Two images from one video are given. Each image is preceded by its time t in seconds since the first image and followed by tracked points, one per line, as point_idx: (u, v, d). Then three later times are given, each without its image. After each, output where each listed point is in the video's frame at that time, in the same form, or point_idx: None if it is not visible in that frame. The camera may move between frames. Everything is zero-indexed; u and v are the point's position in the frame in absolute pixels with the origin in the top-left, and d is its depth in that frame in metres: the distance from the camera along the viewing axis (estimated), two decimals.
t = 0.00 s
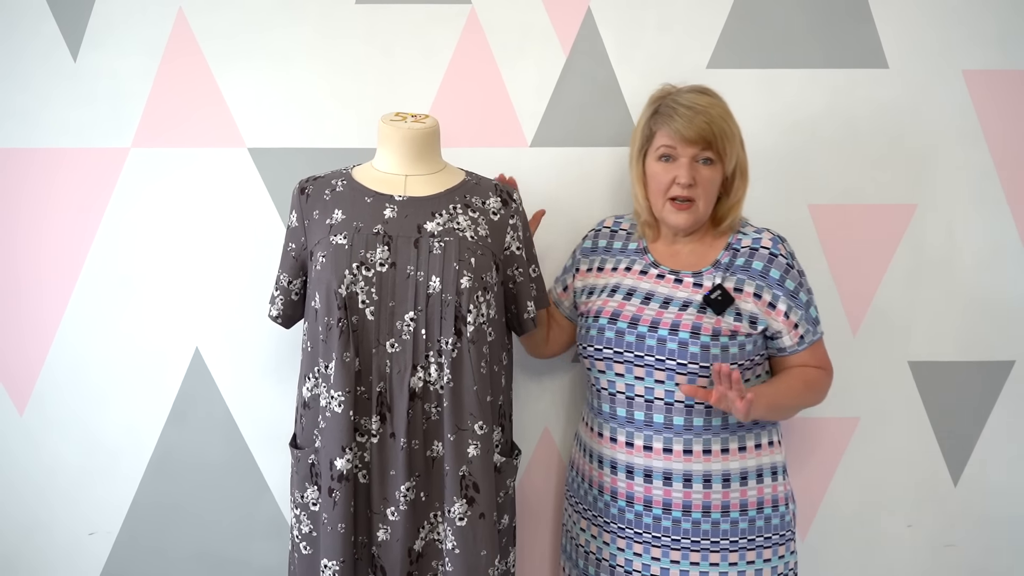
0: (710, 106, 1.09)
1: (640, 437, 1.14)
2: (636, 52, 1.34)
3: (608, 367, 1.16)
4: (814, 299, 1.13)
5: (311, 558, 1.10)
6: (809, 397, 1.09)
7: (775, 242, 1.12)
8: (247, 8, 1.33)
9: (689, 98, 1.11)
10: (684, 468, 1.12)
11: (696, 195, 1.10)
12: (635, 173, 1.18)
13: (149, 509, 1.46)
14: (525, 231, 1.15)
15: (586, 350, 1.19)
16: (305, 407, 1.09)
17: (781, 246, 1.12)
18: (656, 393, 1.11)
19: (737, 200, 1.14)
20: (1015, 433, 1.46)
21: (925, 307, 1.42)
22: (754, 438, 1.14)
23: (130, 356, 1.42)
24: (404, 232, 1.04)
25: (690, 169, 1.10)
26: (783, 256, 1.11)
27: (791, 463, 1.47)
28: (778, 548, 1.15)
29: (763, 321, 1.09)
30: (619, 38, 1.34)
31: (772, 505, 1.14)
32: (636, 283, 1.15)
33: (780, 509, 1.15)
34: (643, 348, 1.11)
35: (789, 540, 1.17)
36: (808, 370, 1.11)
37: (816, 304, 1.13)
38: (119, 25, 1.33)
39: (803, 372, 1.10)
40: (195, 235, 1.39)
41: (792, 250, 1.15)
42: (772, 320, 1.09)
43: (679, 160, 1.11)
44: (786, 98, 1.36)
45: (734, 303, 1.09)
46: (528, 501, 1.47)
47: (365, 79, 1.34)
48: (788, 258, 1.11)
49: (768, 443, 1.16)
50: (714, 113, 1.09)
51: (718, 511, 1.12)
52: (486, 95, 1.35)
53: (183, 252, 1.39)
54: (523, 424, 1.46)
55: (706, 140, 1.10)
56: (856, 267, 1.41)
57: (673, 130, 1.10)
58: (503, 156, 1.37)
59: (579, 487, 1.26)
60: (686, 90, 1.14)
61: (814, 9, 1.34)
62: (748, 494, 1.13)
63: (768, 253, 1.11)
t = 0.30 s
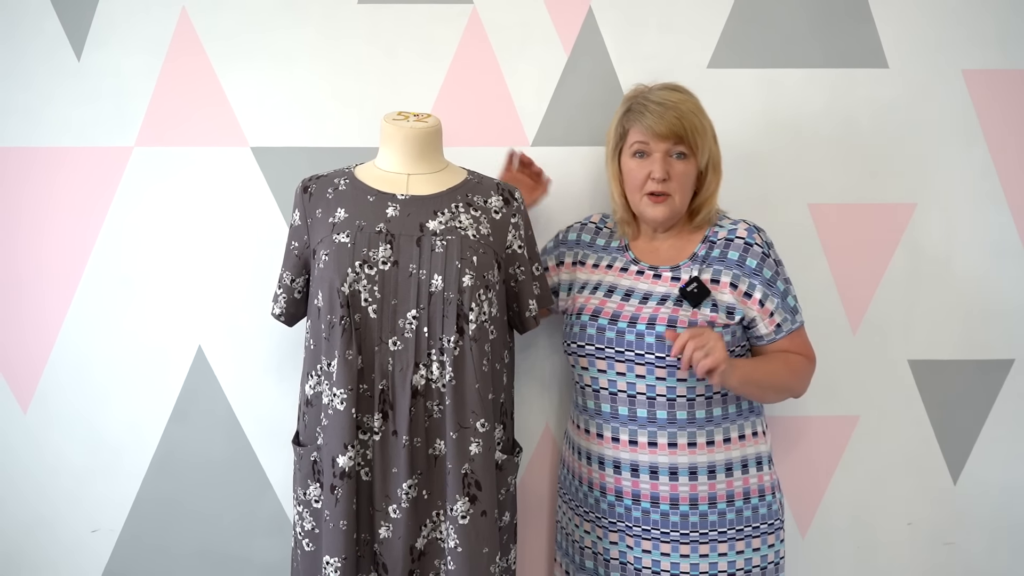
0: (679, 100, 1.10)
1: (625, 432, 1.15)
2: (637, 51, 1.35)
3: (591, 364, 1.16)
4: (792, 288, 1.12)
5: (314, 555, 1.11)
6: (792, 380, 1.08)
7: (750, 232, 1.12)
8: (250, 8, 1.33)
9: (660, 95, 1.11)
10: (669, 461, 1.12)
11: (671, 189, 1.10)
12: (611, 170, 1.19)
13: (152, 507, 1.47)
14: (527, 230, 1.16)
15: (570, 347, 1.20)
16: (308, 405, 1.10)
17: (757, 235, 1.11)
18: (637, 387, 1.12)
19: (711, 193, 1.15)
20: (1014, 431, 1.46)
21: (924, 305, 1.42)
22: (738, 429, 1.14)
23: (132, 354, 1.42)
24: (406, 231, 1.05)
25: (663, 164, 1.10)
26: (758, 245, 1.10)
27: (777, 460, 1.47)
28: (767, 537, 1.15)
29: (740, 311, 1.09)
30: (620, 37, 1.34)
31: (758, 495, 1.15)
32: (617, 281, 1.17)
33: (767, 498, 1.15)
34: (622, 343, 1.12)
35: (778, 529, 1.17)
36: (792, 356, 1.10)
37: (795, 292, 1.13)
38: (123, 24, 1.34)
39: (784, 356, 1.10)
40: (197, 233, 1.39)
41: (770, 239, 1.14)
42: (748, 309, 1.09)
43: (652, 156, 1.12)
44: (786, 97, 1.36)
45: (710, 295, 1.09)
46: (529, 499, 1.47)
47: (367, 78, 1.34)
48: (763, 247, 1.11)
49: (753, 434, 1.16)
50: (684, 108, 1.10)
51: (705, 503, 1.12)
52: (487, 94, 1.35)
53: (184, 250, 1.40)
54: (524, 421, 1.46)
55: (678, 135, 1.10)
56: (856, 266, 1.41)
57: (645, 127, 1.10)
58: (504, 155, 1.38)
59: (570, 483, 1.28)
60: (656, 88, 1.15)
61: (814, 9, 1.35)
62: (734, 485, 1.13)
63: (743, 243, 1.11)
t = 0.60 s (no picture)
0: (678, 106, 1.11)
1: (614, 429, 1.16)
2: (640, 53, 1.35)
3: (580, 360, 1.17)
4: (782, 292, 1.13)
5: (318, 556, 1.11)
6: (777, 395, 1.11)
7: (740, 237, 1.12)
8: (255, 10, 1.34)
9: (659, 99, 1.12)
10: (658, 459, 1.13)
11: (667, 193, 1.11)
12: (606, 172, 1.19)
13: (157, 508, 1.47)
14: (531, 232, 1.16)
15: (561, 344, 1.20)
16: (313, 406, 1.10)
17: (747, 241, 1.12)
18: (626, 385, 1.13)
19: (704, 199, 1.17)
20: (1016, 432, 1.47)
21: (926, 307, 1.42)
22: (728, 429, 1.15)
23: (136, 355, 1.43)
24: (411, 232, 1.05)
25: (660, 169, 1.11)
26: (748, 251, 1.11)
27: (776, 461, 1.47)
28: (757, 538, 1.15)
29: (729, 316, 1.09)
30: (623, 39, 1.35)
31: (749, 495, 1.15)
32: (610, 279, 1.16)
33: (757, 498, 1.15)
34: (612, 343, 1.12)
35: (769, 530, 1.17)
36: (773, 367, 1.12)
37: (784, 296, 1.13)
38: (128, 25, 1.34)
39: (769, 372, 1.12)
40: (203, 235, 1.40)
41: (760, 244, 1.15)
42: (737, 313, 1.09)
43: (649, 160, 1.12)
44: (789, 98, 1.36)
45: (699, 299, 1.09)
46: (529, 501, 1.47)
47: (372, 79, 1.35)
48: (753, 252, 1.11)
49: (742, 434, 1.17)
50: (682, 114, 1.11)
51: (694, 501, 1.13)
52: (491, 95, 1.36)
53: (189, 251, 1.40)
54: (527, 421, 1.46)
55: (676, 140, 1.11)
56: (858, 267, 1.41)
57: (644, 131, 1.11)
58: (508, 156, 1.38)
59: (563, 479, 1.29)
60: (654, 92, 1.15)
61: (817, 10, 1.35)
62: (724, 484, 1.14)
63: (733, 248, 1.11)
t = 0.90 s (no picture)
0: (694, 109, 1.10)
1: (620, 431, 1.16)
2: (647, 54, 1.35)
3: (587, 362, 1.17)
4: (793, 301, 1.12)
5: (327, 555, 1.11)
6: (779, 405, 1.11)
7: (753, 244, 1.11)
8: (263, 12, 1.34)
9: (675, 102, 1.11)
10: (663, 462, 1.13)
11: (681, 197, 1.10)
12: (619, 174, 1.18)
13: (165, 509, 1.48)
14: (539, 232, 1.16)
15: (569, 344, 1.20)
16: (322, 405, 1.10)
17: (759, 248, 1.11)
18: (632, 389, 1.13)
19: (719, 202, 1.15)
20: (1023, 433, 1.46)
21: (933, 306, 1.42)
22: (734, 433, 1.15)
23: (144, 354, 1.43)
24: (420, 233, 1.06)
25: (674, 173, 1.10)
26: (761, 258, 1.10)
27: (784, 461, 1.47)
28: (765, 542, 1.15)
29: (738, 323, 1.08)
30: (630, 39, 1.35)
31: (756, 499, 1.15)
32: (620, 280, 1.17)
33: (764, 503, 1.15)
34: (621, 346, 1.13)
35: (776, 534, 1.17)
36: (777, 376, 1.12)
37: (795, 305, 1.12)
38: (137, 27, 1.35)
39: (772, 381, 1.11)
40: (211, 236, 1.40)
41: (773, 251, 1.14)
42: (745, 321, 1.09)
43: (664, 163, 1.11)
44: (796, 99, 1.36)
45: (710, 305, 1.09)
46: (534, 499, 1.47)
47: (379, 80, 1.35)
48: (766, 260, 1.10)
49: (749, 438, 1.16)
50: (698, 117, 1.09)
51: (700, 505, 1.13)
52: (498, 95, 1.36)
53: (197, 251, 1.41)
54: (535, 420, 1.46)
55: (690, 144, 1.10)
56: (865, 266, 1.41)
57: (658, 134, 1.10)
58: (515, 156, 1.38)
59: (570, 478, 1.30)
60: (671, 93, 1.14)
61: (824, 10, 1.35)
62: (731, 488, 1.14)
63: (746, 255, 1.10)
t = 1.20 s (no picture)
0: (720, 107, 1.10)
1: (653, 435, 1.16)
2: (655, 54, 1.36)
3: (622, 363, 1.17)
4: (831, 305, 1.12)
5: (337, 552, 1.12)
6: (817, 409, 1.11)
7: (791, 246, 1.11)
8: (272, 12, 1.35)
9: (700, 100, 1.11)
10: (697, 467, 1.13)
11: (713, 195, 1.11)
12: (650, 176, 1.18)
13: (175, 507, 1.49)
14: (547, 231, 1.17)
15: (603, 345, 1.21)
16: (331, 403, 1.11)
17: (797, 250, 1.11)
18: (668, 392, 1.13)
19: (752, 198, 1.15)
20: None
21: (940, 305, 1.43)
22: (768, 439, 1.15)
23: (155, 353, 1.44)
24: (430, 232, 1.06)
25: (703, 171, 1.10)
26: (798, 261, 1.10)
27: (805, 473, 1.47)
28: (795, 546, 1.17)
29: (776, 326, 1.09)
30: (637, 39, 1.35)
31: (788, 504, 1.16)
32: (655, 280, 1.16)
33: (797, 508, 1.16)
34: (657, 348, 1.13)
35: (807, 538, 1.18)
36: (815, 380, 1.12)
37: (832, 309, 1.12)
38: (147, 27, 1.36)
39: (810, 386, 1.12)
40: (221, 236, 1.41)
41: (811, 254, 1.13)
42: (781, 323, 1.09)
43: (693, 162, 1.12)
44: (803, 99, 1.37)
45: (748, 308, 1.09)
46: (545, 504, 1.48)
47: (388, 79, 1.36)
48: (803, 263, 1.10)
49: (783, 443, 1.17)
50: (725, 113, 1.10)
51: (732, 510, 1.13)
52: (507, 95, 1.37)
53: (206, 251, 1.41)
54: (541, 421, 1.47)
55: (719, 141, 1.10)
56: (873, 267, 1.42)
57: (685, 133, 1.10)
58: (523, 156, 1.39)
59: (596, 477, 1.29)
60: (695, 91, 1.14)
61: (830, 11, 1.35)
62: (763, 494, 1.14)
63: (783, 257, 1.10)
